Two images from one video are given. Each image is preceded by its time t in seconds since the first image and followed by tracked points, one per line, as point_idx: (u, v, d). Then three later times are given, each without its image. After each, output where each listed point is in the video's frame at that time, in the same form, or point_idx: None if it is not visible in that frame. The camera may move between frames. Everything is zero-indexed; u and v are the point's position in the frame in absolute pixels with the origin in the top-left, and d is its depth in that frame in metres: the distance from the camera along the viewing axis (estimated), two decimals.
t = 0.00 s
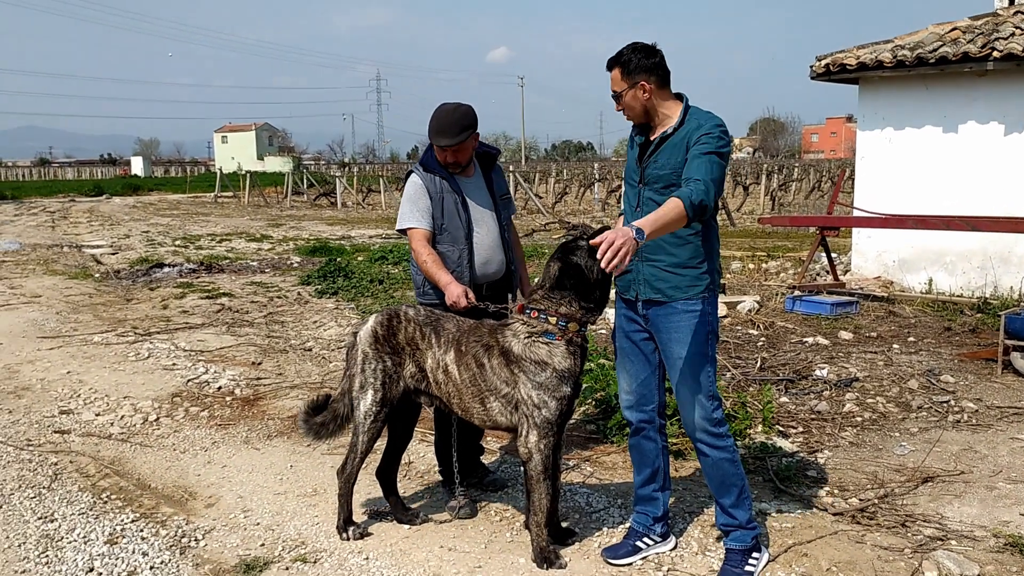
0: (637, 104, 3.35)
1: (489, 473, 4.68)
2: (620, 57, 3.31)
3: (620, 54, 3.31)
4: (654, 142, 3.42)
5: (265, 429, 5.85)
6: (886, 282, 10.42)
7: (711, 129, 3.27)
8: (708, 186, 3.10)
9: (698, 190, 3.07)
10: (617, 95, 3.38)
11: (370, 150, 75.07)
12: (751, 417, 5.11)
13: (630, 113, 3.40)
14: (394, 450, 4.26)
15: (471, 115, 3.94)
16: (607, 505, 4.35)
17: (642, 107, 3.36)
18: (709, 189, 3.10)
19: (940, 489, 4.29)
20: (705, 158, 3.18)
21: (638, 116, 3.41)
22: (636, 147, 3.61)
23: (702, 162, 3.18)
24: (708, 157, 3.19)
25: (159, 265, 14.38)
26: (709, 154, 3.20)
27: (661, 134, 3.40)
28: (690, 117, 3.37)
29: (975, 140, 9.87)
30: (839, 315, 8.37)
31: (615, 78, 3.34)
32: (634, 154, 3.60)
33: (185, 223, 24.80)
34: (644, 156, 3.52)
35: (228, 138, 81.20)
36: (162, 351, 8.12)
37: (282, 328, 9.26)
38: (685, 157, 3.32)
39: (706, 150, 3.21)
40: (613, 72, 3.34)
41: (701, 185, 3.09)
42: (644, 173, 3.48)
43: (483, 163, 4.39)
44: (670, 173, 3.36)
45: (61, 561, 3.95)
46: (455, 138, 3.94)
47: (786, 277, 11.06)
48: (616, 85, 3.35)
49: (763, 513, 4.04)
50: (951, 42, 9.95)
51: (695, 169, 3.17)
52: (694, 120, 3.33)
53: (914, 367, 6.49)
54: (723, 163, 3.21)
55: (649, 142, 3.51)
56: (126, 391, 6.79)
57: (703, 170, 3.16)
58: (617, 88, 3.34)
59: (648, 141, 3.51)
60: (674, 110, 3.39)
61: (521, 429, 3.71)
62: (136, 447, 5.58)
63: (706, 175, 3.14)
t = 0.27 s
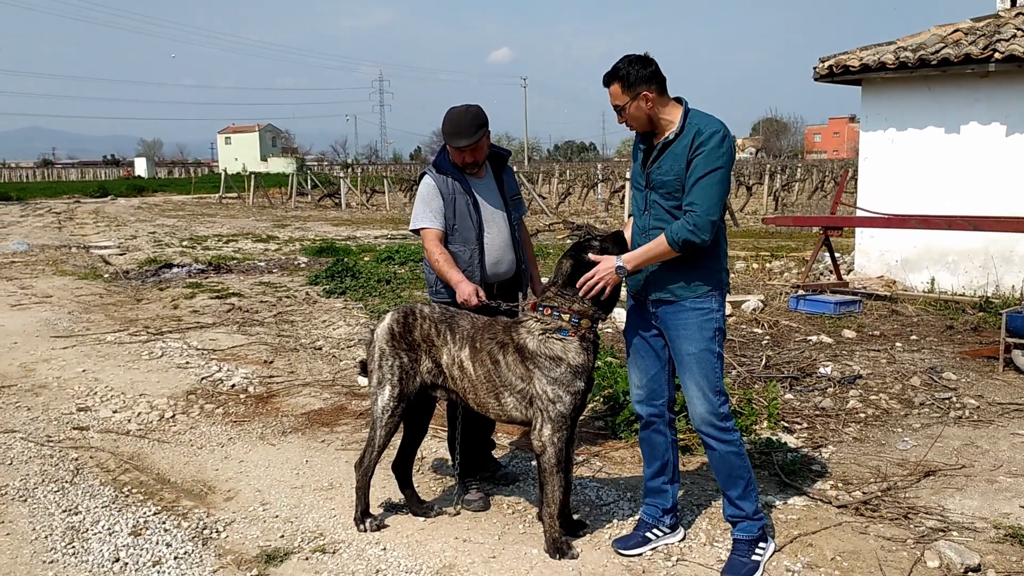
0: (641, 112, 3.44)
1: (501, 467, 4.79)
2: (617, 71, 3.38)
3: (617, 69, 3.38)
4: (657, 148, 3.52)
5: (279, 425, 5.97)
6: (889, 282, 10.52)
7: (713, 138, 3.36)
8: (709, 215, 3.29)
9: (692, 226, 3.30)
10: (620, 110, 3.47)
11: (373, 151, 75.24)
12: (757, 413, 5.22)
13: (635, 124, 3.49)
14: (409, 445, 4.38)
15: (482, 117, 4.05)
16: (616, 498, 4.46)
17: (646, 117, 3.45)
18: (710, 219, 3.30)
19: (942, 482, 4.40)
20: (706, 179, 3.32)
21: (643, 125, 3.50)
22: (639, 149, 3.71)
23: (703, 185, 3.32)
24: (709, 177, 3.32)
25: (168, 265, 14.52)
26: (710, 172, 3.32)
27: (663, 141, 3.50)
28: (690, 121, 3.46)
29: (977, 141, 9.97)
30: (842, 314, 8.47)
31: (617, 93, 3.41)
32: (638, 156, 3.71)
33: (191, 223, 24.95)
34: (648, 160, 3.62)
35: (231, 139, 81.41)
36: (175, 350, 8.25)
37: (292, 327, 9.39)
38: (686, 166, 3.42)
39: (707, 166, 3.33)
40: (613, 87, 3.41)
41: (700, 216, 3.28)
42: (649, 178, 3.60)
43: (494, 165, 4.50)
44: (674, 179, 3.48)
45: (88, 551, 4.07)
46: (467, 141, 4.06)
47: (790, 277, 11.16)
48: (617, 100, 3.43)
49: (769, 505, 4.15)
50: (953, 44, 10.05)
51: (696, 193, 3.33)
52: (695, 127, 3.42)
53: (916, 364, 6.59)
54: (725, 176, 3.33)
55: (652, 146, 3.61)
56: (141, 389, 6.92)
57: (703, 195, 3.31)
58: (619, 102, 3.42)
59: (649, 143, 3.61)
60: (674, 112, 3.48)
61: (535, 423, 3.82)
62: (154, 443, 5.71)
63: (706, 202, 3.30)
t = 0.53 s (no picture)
0: (645, 120, 3.51)
1: (508, 463, 4.88)
2: (618, 82, 3.44)
3: (618, 80, 3.44)
4: (657, 150, 3.61)
5: (288, 423, 6.06)
6: (889, 281, 10.60)
7: (709, 139, 3.44)
8: (698, 216, 3.40)
9: (681, 228, 3.42)
10: (623, 120, 3.53)
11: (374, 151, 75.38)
12: (759, 410, 5.31)
13: (638, 132, 3.57)
14: (419, 441, 4.47)
15: (493, 120, 4.14)
16: (621, 493, 4.55)
17: (648, 124, 3.53)
18: (699, 220, 3.41)
19: (941, 477, 4.49)
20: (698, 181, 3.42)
21: (645, 131, 3.58)
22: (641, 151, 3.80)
23: (695, 188, 3.42)
24: (701, 179, 3.42)
25: (173, 265, 14.62)
26: (703, 174, 3.42)
27: (661, 144, 3.59)
28: (689, 122, 3.54)
29: (976, 141, 10.05)
30: (843, 312, 8.55)
31: (620, 104, 3.48)
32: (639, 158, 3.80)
33: (194, 224, 25.05)
34: (649, 162, 3.71)
35: (232, 139, 81.53)
36: (183, 349, 8.34)
37: (298, 327, 9.48)
38: (682, 166, 3.50)
39: (701, 167, 3.42)
40: (615, 99, 3.48)
41: (691, 217, 3.40)
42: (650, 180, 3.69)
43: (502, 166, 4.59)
44: (671, 181, 3.56)
45: (104, 545, 4.16)
46: (477, 142, 4.14)
47: (791, 276, 11.24)
48: (620, 111, 3.49)
49: (771, 500, 4.24)
50: (952, 45, 10.13)
51: (687, 194, 3.44)
52: (692, 129, 3.50)
53: (916, 362, 6.68)
54: (717, 177, 3.43)
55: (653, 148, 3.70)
56: (150, 388, 7.01)
57: (694, 196, 3.42)
58: (623, 113, 3.49)
59: (649, 145, 3.70)
60: (672, 115, 3.57)
61: (544, 419, 3.91)
62: (165, 440, 5.80)
63: (695, 204, 3.41)
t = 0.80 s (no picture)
0: (652, 123, 3.55)
1: (510, 461, 4.93)
2: (628, 86, 3.48)
3: (628, 83, 3.48)
4: (660, 152, 3.66)
5: (292, 421, 6.11)
6: (889, 281, 10.65)
7: (712, 143, 3.50)
8: (700, 219, 3.46)
9: (684, 232, 3.47)
10: (631, 123, 3.57)
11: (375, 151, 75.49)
12: (758, 409, 5.37)
13: (646, 136, 3.60)
14: (422, 439, 4.52)
15: (499, 121, 4.20)
16: (622, 491, 4.61)
17: (655, 127, 3.57)
18: (702, 223, 3.47)
19: (938, 475, 4.54)
20: (701, 184, 3.47)
21: (653, 134, 3.61)
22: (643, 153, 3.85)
23: (697, 190, 3.48)
24: (704, 182, 3.47)
25: (175, 265, 14.68)
26: (705, 178, 3.47)
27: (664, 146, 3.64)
28: (692, 125, 3.59)
29: (976, 142, 10.10)
30: (842, 312, 8.61)
31: (629, 107, 3.51)
32: (642, 160, 3.84)
33: (196, 224, 25.11)
34: (652, 164, 3.76)
35: (234, 139, 81.60)
36: (187, 348, 8.40)
37: (301, 326, 9.54)
38: (685, 169, 3.56)
39: (703, 171, 3.47)
40: (624, 102, 3.52)
41: (694, 220, 3.45)
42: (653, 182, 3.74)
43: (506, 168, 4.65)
44: (674, 184, 3.62)
45: (112, 541, 4.22)
46: (483, 143, 4.20)
47: (791, 277, 11.29)
48: (628, 113, 3.53)
49: (771, 497, 4.29)
50: (952, 47, 10.19)
51: (690, 197, 3.49)
52: (695, 132, 3.55)
53: (915, 362, 6.73)
54: (719, 180, 3.48)
55: (656, 150, 3.75)
56: (155, 386, 7.07)
57: (697, 199, 3.47)
58: (632, 116, 3.53)
59: (652, 148, 3.75)
60: (677, 117, 3.61)
61: (546, 417, 3.96)
62: (171, 438, 5.85)
63: (698, 206, 3.46)
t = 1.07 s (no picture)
0: (666, 130, 3.57)
1: (508, 461, 4.94)
2: (644, 91, 3.48)
3: (645, 89, 3.48)
4: (668, 155, 3.66)
5: (291, 418, 6.13)
6: (889, 286, 10.66)
7: (724, 146, 3.51)
8: (723, 224, 3.47)
9: (708, 236, 3.47)
10: (645, 130, 3.58)
11: (377, 150, 75.53)
12: (757, 412, 5.38)
13: (658, 141, 3.61)
14: (420, 438, 4.54)
15: (503, 120, 4.21)
16: (620, 492, 4.62)
17: (669, 131, 3.58)
18: (724, 228, 3.48)
19: (935, 480, 4.55)
20: (719, 188, 3.48)
21: (665, 139, 3.62)
22: (648, 155, 3.85)
23: (716, 195, 3.48)
24: (722, 186, 3.48)
25: (176, 261, 14.70)
26: (723, 182, 3.48)
27: (673, 149, 3.64)
28: (700, 128, 3.60)
29: (977, 148, 10.12)
30: (842, 317, 8.62)
31: (647, 113, 3.51)
32: (647, 163, 3.84)
33: (198, 221, 25.13)
34: (659, 167, 3.76)
35: (236, 136, 81.65)
36: (187, 344, 8.42)
37: (301, 324, 9.56)
38: (697, 173, 3.56)
39: (720, 175, 3.49)
40: (642, 107, 3.51)
41: (716, 224, 3.46)
42: (660, 185, 3.74)
43: (508, 168, 4.67)
44: (684, 187, 3.62)
45: (110, 536, 4.23)
46: (487, 142, 4.21)
47: (791, 281, 11.31)
48: (643, 121, 3.54)
49: (768, 500, 4.30)
50: (954, 53, 10.20)
51: (709, 202, 3.49)
52: (705, 136, 3.56)
53: (913, 367, 6.75)
54: (735, 184, 3.50)
55: (663, 153, 3.75)
56: (155, 382, 7.09)
57: (716, 203, 3.48)
58: (647, 123, 3.54)
59: (660, 151, 3.75)
60: (688, 120, 3.62)
61: (545, 417, 3.98)
62: (170, 434, 5.87)
63: (720, 210, 3.47)
